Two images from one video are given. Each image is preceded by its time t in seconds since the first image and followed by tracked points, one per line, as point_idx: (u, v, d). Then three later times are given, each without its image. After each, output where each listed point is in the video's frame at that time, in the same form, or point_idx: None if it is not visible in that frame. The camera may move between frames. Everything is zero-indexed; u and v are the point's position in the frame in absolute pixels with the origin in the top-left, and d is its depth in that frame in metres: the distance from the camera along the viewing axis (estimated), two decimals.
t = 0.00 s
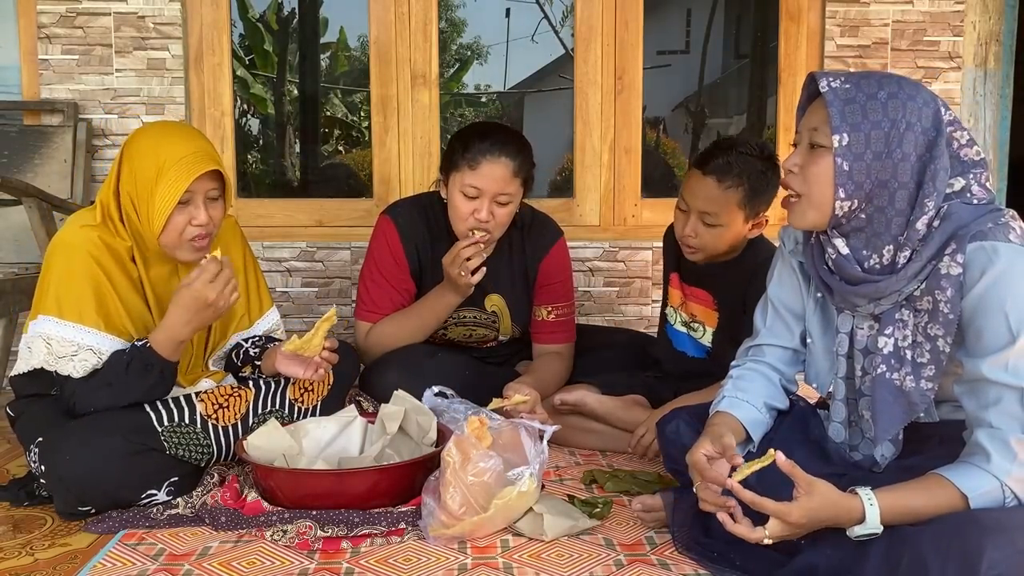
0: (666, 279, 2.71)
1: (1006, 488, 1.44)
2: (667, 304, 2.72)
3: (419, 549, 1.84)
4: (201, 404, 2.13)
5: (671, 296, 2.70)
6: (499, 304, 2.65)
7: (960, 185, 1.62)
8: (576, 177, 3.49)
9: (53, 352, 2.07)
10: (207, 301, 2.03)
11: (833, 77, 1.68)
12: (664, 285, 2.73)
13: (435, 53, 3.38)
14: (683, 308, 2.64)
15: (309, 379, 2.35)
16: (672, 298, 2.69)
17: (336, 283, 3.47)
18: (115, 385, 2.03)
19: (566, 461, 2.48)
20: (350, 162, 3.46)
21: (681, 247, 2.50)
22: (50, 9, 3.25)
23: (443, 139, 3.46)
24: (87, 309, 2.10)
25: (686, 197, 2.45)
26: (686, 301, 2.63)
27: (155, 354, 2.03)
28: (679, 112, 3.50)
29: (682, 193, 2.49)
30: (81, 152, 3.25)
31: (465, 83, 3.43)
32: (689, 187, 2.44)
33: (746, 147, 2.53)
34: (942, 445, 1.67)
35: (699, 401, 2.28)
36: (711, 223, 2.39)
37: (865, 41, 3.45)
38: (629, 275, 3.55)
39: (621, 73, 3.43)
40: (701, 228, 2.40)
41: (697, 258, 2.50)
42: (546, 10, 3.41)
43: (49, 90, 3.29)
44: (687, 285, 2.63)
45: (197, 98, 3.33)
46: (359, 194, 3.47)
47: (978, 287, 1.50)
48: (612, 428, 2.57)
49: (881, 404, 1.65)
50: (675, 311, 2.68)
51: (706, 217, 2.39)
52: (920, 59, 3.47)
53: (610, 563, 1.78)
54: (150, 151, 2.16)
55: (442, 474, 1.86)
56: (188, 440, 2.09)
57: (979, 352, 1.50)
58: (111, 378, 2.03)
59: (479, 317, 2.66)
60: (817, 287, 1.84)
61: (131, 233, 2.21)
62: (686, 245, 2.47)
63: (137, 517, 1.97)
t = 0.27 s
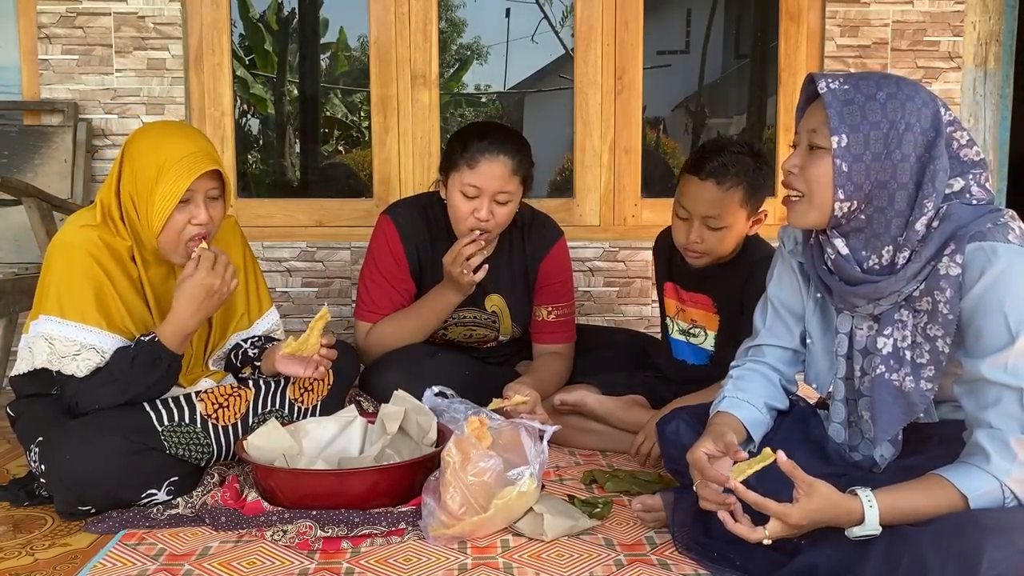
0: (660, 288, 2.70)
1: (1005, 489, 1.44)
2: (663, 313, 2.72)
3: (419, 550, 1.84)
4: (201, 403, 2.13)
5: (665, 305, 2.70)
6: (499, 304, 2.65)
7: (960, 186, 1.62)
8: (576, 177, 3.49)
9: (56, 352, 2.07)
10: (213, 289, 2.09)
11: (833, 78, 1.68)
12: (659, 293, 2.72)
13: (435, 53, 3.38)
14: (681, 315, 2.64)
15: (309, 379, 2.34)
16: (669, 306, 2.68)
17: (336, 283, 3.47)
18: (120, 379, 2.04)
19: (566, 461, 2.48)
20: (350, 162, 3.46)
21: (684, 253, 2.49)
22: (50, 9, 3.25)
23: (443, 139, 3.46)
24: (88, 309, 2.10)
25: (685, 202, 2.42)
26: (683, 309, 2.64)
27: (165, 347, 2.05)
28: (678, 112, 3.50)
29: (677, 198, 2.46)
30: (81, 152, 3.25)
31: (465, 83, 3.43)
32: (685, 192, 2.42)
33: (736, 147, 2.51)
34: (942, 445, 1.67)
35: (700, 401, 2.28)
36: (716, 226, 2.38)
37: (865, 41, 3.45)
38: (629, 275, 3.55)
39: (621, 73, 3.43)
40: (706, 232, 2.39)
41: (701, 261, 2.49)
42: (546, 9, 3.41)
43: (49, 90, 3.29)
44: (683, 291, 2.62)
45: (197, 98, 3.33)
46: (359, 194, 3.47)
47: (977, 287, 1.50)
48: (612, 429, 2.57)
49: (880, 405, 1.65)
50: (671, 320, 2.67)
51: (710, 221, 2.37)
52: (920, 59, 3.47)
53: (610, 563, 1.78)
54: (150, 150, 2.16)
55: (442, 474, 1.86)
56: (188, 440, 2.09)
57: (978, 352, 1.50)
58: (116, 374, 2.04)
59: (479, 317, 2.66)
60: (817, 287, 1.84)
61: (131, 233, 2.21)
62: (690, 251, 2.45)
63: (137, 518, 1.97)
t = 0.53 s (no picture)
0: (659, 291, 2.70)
1: (1005, 488, 1.44)
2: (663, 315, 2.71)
3: (419, 549, 1.84)
4: (201, 403, 2.13)
5: (665, 308, 2.69)
6: (499, 304, 2.65)
7: (960, 187, 1.62)
8: (576, 177, 3.49)
9: (57, 352, 2.06)
10: (212, 286, 2.09)
11: (835, 76, 1.68)
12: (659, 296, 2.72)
13: (435, 53, 3.38)
14: (681, 317, 2.63)
15: (308, 379, 2.34)
16: (668, 309, 2.68)
17: (336, 283, 3.47)
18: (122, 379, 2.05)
19: (566, 461, 2.48)
20: (350, 162, 3.46)
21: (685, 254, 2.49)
22: (50, 9, 3.25)
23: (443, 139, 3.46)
24: (87, 310, 2.10)
25: (685, 204, 2.41)
26: (682, 311, 2.63)
27: (165, 347, 2.07)
28: (679, 112, 3.50)
29: (677, 199, 2.45)
30: (81, 152, 3.25)
31: (465, 83, 3.43)
32: (684, 194, 2.41)
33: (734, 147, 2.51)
34: (942, 445, 1.67)
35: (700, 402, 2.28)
36: (716, 228, 2.38)
37: (865, 41, 3.45)
38: (629, 275, 3.55)
39: (621, 73, 3.43)
40: (706, 234, 2.39)
41: (702, 262, 2.49)
42: (546, 9, 3.41)
43: (49, 90, 3.29)
44: (682, 293, 2.62)
45: (197, 98, 3.33)
46: (359, 194, 3.47)
47: (976, 287, 1.50)
48: (612, 429, 2.57)
49: (879, 404, 1.65)
50: (671, 322, 2.67)
51: (710, 223, 2.37)
52: (920, 59, 3.47)
53: (610, 563, 1.78)
54: (150, 153, 2.16)
55: (442, 474, 1.86)
56: (188, 440, 2.09)
57: (978, 352, 1.50)
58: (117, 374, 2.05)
59: (479, 317, 2.66)
60: (817, 287, 1.84)
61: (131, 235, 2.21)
62: (691, 252, 2.45)
63: (137, 518, 1.97)
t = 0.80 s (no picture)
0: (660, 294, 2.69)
1: (1005, 488, 1.44)
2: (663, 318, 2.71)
3: (419, 550, 1.84)
4: (201, 404, 2.13)
5: (665, 311, 2.69)
6: (499, 303, 2.65)
7: (960, 187, 1.62)
8: (576, 177, 3.49)
9: (55, 353, 2.07)
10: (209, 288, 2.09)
11: (834, 76, 1.68)
12: (659, 299, 2.72)
13: (435, 53, 3.38)
14: (681, 321, 2.63)
15: (308, 379, 2.35)
16: (668, 312, 2.67)
17: (336, 283, 3.47)
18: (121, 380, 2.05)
19: (566, 461, 2.48)
20: (350, 162, 3.46)
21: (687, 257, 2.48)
22: (50, 9, 3.25)
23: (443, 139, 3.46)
24: (85, 310, 2.10)
25: (686, 207, 2.41)
26: (683, 314, 2.63)
27: (163, 348, 2.06)
28: (679, 112, 3.50)
29: (677, 202, 2.45)
30: (81, 151, 3.25)
31: (465, 83, 3.43)
32: (684, 196, 2.41)
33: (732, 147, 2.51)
34: (942, 444, 1.67)
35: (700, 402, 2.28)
36: (717, 230, 2.38)
37: (865, 41, 3.45)
38: (629, 275, 3.55)
39: (621, 73, 3.43)
40: (709, 237, 2.39)
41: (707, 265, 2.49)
42: (546, 9, 3.41)
43: (49, 90, 3.29)
44: (683, 296, 2.62)
45: (197, 97, 3.33)
46: (359, 194, 3.47)
47: (977, 287, 1.50)
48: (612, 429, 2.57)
49: (879, 403, 1.65)
50: (671, 325, 2.66)
51: (712, 225, 2.37)
52: (920, 59, 3.47)
53: (610, 563, 1.78)
54: (151, 155, 2.16)
55: (442, 474, 1.86)
56: (188, 440, 2.09)
57: (978, 352, 1.50)
58: (117, 374, 2.04)
59: (479, 316, 2.67)
60: (817, 286, 1.84)
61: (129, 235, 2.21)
62: (694, 256, 2.45)
63: (137, 517, 1.97)
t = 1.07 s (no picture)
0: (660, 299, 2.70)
1: (1005, 488, 1.44)
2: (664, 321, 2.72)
3: (419, 549, 1.84)
4: (202, 405, 2.14)
5: (665, 314, 2.69)
6: (500, 301, 2.65)
7: (960, 186, 1.61)
8: (576, 177, 3.49)
9: (53, 352, 2.07)
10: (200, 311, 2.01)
11: (836, 76, 1.68)
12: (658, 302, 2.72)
13: (435, 53, 3.38)
14: (681, 324, 2.64)
15: (308, 379, 2.35)
16: (668, 316, 2.68)
17: (336, 283, 3.47)
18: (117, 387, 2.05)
19: (566, 461, 2.48)
20: (350, 162, 3.46)
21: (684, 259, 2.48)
22: (50, 9, 3.25)
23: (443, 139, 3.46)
24: (83, 309, 2.11)
25: (681, 211, 2.40)
26: (683, 318, 2.63)
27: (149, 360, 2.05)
28: (678, 112, 3.50)
29: (672, 206, 2.45)
30: (81, 152, 3.25)
31: (465, 83, 3.43)
32: (680, 199, 2.41)
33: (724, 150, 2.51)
34: (941, 444, 1.67)
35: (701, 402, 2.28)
36: (714, 232, 2.38)
37: (865, 40, 3.45)
38: (629, 275, 3.55)
39: (621, 73, 3.43)
40: (705, 239, 2.39)
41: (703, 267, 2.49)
42: (546, 9, 3.41)
43: (49, 90, 3.29)
44: (683, 299, 2.62)
45: (197, 97, 3.33)
46: (359, 193, 3.47)
47: (977, 287, 1.50)
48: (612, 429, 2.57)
49: (879, 404, 1.65)
50: (671, 328, 2.67)
51: (707, 227, 2.37)
52: (920, 59, 3.47)
53: (610, 563, 1.78)
54: (150, 153, 2.16)
55: (442, 474, 1.86)
56: (188, 440, 2.09)
57: (978, 352, 1.50)
58: (113, 381, 2.05)
59: (480, 313, 2.66)
60: (817, 287, 1.84)
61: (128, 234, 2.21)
62: (692, 259, 2.45)
63: (137, 517, 1.97)
